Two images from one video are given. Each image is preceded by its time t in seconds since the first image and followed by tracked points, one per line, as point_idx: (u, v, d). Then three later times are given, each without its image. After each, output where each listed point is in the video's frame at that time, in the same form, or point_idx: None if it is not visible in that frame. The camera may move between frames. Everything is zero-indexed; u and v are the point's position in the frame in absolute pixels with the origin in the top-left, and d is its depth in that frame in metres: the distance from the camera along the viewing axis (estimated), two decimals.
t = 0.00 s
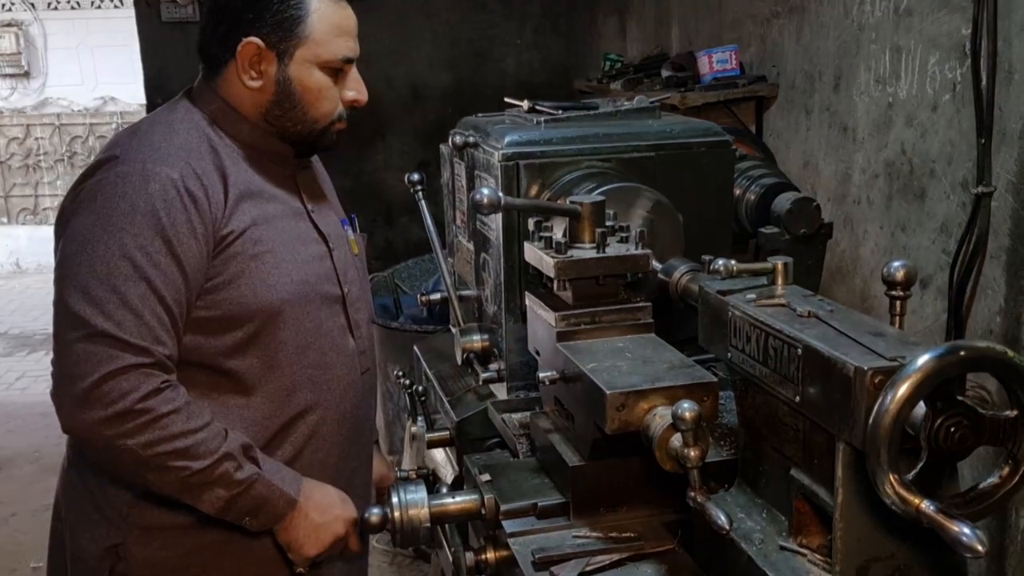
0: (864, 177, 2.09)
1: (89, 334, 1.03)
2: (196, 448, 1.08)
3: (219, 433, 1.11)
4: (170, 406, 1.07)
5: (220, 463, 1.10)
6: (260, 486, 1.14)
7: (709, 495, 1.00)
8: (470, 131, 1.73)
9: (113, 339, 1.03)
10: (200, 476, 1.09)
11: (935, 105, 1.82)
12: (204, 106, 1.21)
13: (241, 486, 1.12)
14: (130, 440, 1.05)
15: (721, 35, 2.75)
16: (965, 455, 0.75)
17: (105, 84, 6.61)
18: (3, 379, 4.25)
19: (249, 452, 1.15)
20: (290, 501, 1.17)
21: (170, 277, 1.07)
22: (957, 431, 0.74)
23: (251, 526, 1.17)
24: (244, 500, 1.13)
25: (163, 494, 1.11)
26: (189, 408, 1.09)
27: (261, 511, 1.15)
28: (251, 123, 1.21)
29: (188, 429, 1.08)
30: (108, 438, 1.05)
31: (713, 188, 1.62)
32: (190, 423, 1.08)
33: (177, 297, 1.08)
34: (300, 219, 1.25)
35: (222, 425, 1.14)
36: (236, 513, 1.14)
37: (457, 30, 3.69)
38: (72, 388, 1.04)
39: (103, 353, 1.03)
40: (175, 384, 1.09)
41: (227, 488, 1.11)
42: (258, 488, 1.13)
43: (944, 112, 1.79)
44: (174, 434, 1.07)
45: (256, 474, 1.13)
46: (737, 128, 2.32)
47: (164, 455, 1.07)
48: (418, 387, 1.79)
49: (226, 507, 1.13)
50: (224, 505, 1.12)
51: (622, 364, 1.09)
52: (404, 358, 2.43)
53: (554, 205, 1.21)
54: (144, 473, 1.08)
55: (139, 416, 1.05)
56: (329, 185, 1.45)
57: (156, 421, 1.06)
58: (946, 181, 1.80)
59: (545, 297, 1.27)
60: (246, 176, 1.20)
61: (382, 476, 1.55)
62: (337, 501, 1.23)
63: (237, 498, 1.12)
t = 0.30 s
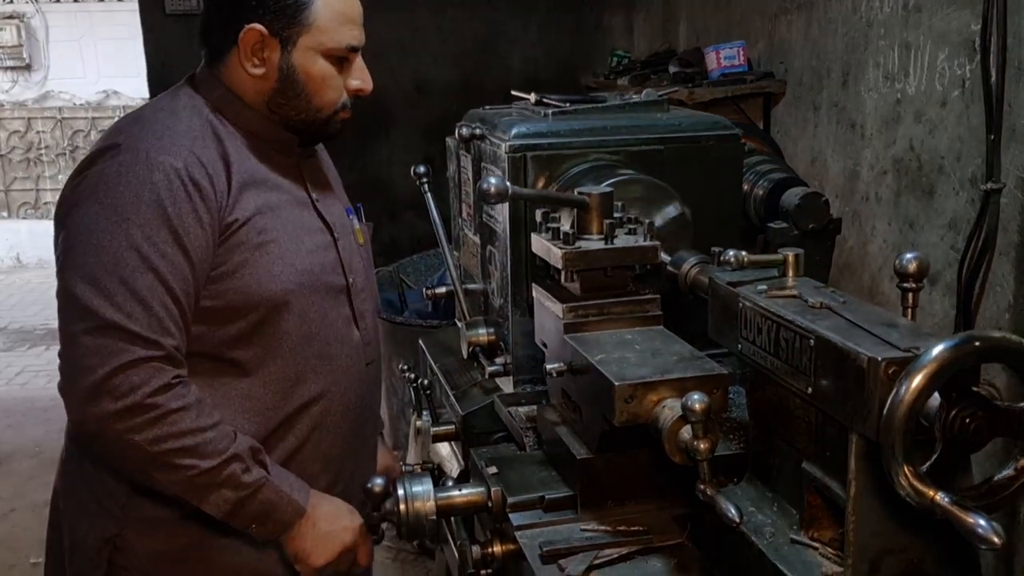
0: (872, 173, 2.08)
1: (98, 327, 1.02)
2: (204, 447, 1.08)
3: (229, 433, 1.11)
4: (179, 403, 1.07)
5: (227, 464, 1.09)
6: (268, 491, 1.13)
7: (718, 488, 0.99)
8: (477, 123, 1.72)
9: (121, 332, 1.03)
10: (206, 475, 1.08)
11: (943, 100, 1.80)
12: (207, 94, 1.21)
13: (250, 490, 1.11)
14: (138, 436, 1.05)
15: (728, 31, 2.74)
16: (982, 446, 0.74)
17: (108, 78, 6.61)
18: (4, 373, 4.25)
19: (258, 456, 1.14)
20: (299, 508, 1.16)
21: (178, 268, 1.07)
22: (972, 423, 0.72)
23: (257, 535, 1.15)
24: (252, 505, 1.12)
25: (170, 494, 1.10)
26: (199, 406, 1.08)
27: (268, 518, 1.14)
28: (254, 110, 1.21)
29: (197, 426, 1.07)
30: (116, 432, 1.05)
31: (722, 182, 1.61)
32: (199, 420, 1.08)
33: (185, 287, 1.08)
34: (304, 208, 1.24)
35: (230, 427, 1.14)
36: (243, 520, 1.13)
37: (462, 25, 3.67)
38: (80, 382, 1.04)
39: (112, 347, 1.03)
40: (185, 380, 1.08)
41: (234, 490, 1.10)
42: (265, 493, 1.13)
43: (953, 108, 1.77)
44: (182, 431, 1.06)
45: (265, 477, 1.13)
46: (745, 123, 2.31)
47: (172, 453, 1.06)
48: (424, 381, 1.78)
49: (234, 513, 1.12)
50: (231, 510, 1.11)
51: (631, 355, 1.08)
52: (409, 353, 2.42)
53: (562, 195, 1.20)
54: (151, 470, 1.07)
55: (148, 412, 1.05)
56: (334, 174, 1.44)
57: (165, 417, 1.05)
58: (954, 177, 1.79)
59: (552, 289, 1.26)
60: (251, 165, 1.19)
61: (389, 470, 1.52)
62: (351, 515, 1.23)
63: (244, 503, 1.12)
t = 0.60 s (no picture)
0: (869, 170, 2.08)
1: (106, 322, 1.02)
2: (210, 444, 1.07)
3: (234, 432, 1.10)
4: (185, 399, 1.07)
5: (233, 463, 1.09)
6: (274, 492, 1.12)
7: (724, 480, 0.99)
8: (478, 118, 1.72)
9: (128, 326, 1.03)
10: (212, 473, 1.07)
11: (942, 97, 1.81)
12: (210, 87, 1.21)
13: (256, 490, 1.10)
14: (144, 430, 1.05)
15: (724, 29, 2.74)
16: (990, 436, 0.74)
17: (103, 76, 6.60)
18: None
19: (264, 457, 1.14)
20: (307, 512, 1.15)
21: (184, 262, 1.07)
22: (980, 412, 0.73)
23: (263, 538, 1.14)
24: (257, 507, 1.11)
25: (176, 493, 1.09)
26: (206, 402, 1.08)
27: (277, 520, 1.13)
28: (256, 103, 1.21)
29: (204, 422, 1.07)
30: (122, 427, 1.05)
31: (722, 176, 1.62)
32: (206, 418, 1.07)
33: (191, 281, 1.08)
34: (307, 202, 1.24)
35: (237, 426, 1.13)
36: (250, 521, 1.12)
37: (458, 23, 3.67)
38: (87, 376, 1.04)
39: (119, 342, 1.03)
40: (193, 376, 1.08)
41: (239, 489, 1.09)
42: (273, 494, 1.12)
43: (952, 104, 1.78)
44: (188, 426, 1.06)
45: (271, 478, 1.12)
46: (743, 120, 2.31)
47: (177, 448, 1.06)
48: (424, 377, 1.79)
49: (240, 513, 1.11)
50: (236, 509, 1.10)
51: (635, 348, 1.09)
52: (407, 349, 2.43)
53: (567, 188, 1.20)
54: (154, 464, 1.07)
55: (154, 406, 1.04)
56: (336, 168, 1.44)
57: (170, 411, 1.05)
58: (953, 174, 1.79)
59: (555, 282, 1.26)
60: (254, 159, 1.19)
61: (398, 468, 1.50)
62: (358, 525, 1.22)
63: (250, 504, 1.11)
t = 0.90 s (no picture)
0: (857, 171, 2.11)
1: (109, 320, 1.03)
2: (211, 439, 1.07)
3: (234, 427, 1.09)
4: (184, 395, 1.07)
5: (233, 458, 1.08)
6: (276, 488, 1.11)
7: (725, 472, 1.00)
8: (473, 117, 1.73)
9: (130, 324, 1.03)
10: (213, 468, 1.07)
11: (930, 98, 1.83)
12: (212, 85, 1.21)
13: (258, 486, 1.10)
14: (145, 426, 1.05)
15: (712, 32, 2.77)
16: (992, 424, 0.76)
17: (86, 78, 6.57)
18: None
19: (268, 453, 1.13)
20: (311, 508, 1.14)
21: (185, 260, 1.07)
22: (982, 401, 0.75)
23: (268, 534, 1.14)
24: (259, 503, 1.10)
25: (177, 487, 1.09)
26: (205, 398, 1.07)
27: (280, 516, 1.12)
28: (257, 100, 1.21)
29: (204, 417, 1.06)
30: (123, 423, 1.05)
31: (716, 175, 1.63)
32: (206, 413, 1.07)
33: (193, 279, 1.08)
34: (308, 199, 1.24)
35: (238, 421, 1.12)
36: (254, 517, 1.11)
37: (445, 24, 3.68)
38: (91, 373, 1.04)
39: (121, 339, 1.03)
40: (194, 373, 1.08)
41: (241, 485, 1.09)
42: (275, 489, 1.11)
43: (940, 105, 1.80)
44: (188, 422, 1.06)
45: (274, 473, 1.11)
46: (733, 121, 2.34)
47: (176, 444, 1.05)
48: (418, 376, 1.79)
49: (243, 509, 1.10)
50: (238, 504, 1.10)
51: (636, 343, 1.10)
52: (398, 350, 2.43)
53: (567, 185, 1.21)
54: (155, 459, 1.07)
55: (155, 402, 1.04)
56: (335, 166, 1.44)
57: (169, 408, 1.05)
58: (941, 174, 1.82)
59: (555, 279, 1.27)
60: (256, 157, 1.19)
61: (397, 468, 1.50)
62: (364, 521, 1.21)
63: (252, 500, 1.10)
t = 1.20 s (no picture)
0: (840, 172, 2.14)
1: (102, 321, 1.03)
2: (203, 433, 1.07)
3: (228, 420, 1.09)
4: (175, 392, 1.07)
5: (227, 451, 1.08)
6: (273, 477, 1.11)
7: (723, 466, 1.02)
8: (465, 120, 1.75)
9: (123, 325, 1.03)
10: (207, 462, 1.07)
11: (913, 101, 1.86)
12: (211, 90, 1.22)
13: (253, 477, 1.10)
14: (138, 422, 1.05)
15: (694, 36, 2.80)
16: (986, 416, 0.78)
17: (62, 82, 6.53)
18: None
19: (263, 443, 1.13)
20: (310, 496, 1.13)
21: (181, 263, 1.07)
22: (977, 394, 0.77)
23: (270, 524, 1.14)
24: (257, 493, 1.10)
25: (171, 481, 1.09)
26: (196, 393, 1.08)
27: (280, 505, 1.12)
28: (256, 104, 1.22)
29: (192, 413, 1.07)
30: (116, 419, 1.06)
31: (705, 177, 1.66)
32: (196, 407, 1.07)
33: (189, 282, 1.09)
34: (305, 202, 1.25)
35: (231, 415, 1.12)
36: (253, 508, 1.11)
37: (428, 28, 3.70)
38: (86, 370, 1.05)
39: (114, 340, 1.04)
40: (184, 369, 1.08)
41: (237, 476, 1.09)
42: (270, 480, 1.11)
43: (923, 108, 1.84)
44: (177, 417, 1.06)
45: (270, 463, 1.11)
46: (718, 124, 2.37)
47: (167, 438, 1.06)
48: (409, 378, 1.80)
49: (241, 500, 1.10)
50: (236, 495, 1.10)
51: (634, 341, 1.11)
52: (385, 352, 2.44)
53: (564, 187, 1.23)
54: (150, 454, 1.07)
55: (146, 399, 1.05)
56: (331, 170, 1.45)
57: (160, 404, 1.05)
58: (924, 176, 1.85)
59: (550, 280, 1.29)
60: (254, 162, 1.20)
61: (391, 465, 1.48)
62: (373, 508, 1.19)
63: (248, 490, 1.10)
